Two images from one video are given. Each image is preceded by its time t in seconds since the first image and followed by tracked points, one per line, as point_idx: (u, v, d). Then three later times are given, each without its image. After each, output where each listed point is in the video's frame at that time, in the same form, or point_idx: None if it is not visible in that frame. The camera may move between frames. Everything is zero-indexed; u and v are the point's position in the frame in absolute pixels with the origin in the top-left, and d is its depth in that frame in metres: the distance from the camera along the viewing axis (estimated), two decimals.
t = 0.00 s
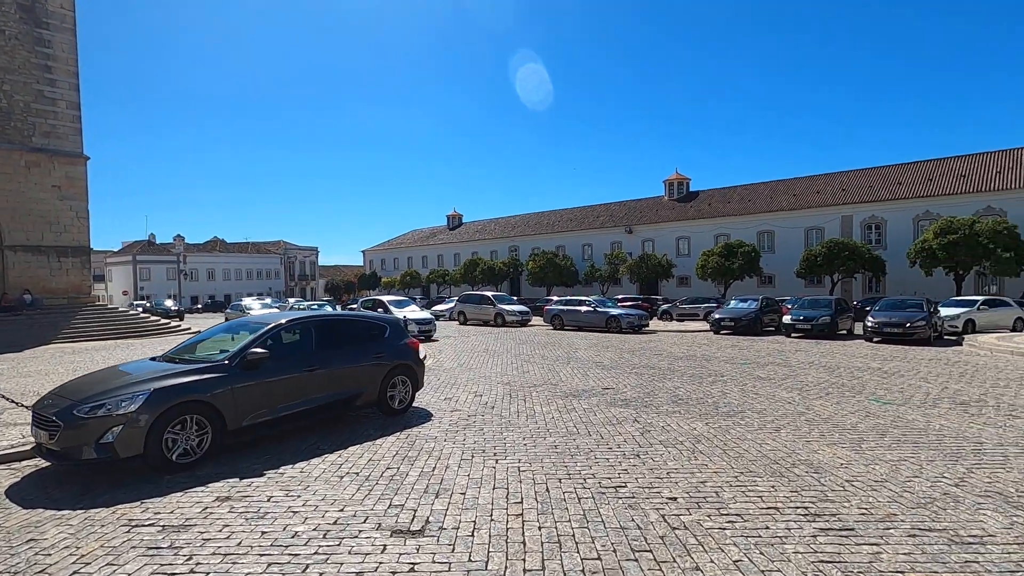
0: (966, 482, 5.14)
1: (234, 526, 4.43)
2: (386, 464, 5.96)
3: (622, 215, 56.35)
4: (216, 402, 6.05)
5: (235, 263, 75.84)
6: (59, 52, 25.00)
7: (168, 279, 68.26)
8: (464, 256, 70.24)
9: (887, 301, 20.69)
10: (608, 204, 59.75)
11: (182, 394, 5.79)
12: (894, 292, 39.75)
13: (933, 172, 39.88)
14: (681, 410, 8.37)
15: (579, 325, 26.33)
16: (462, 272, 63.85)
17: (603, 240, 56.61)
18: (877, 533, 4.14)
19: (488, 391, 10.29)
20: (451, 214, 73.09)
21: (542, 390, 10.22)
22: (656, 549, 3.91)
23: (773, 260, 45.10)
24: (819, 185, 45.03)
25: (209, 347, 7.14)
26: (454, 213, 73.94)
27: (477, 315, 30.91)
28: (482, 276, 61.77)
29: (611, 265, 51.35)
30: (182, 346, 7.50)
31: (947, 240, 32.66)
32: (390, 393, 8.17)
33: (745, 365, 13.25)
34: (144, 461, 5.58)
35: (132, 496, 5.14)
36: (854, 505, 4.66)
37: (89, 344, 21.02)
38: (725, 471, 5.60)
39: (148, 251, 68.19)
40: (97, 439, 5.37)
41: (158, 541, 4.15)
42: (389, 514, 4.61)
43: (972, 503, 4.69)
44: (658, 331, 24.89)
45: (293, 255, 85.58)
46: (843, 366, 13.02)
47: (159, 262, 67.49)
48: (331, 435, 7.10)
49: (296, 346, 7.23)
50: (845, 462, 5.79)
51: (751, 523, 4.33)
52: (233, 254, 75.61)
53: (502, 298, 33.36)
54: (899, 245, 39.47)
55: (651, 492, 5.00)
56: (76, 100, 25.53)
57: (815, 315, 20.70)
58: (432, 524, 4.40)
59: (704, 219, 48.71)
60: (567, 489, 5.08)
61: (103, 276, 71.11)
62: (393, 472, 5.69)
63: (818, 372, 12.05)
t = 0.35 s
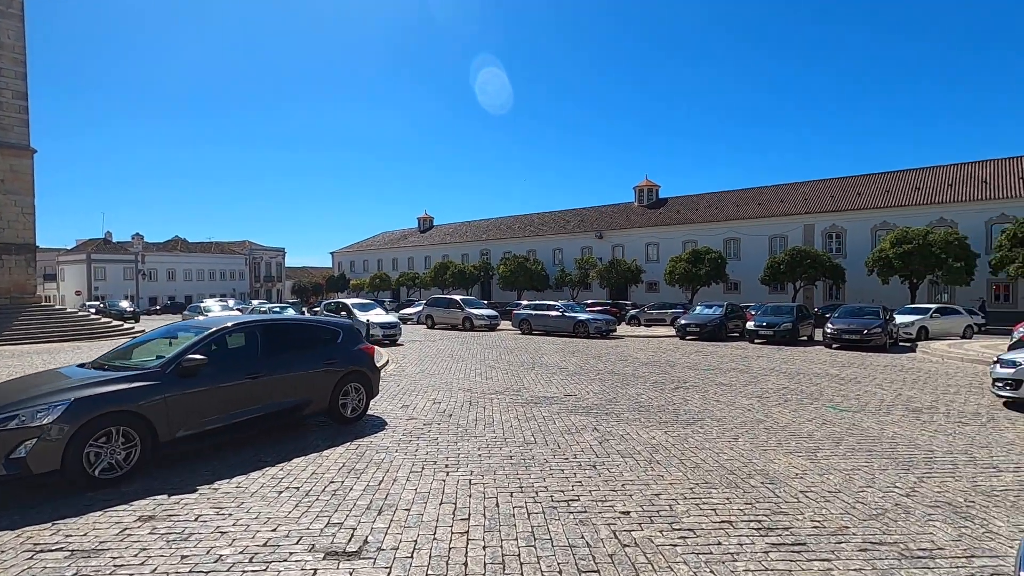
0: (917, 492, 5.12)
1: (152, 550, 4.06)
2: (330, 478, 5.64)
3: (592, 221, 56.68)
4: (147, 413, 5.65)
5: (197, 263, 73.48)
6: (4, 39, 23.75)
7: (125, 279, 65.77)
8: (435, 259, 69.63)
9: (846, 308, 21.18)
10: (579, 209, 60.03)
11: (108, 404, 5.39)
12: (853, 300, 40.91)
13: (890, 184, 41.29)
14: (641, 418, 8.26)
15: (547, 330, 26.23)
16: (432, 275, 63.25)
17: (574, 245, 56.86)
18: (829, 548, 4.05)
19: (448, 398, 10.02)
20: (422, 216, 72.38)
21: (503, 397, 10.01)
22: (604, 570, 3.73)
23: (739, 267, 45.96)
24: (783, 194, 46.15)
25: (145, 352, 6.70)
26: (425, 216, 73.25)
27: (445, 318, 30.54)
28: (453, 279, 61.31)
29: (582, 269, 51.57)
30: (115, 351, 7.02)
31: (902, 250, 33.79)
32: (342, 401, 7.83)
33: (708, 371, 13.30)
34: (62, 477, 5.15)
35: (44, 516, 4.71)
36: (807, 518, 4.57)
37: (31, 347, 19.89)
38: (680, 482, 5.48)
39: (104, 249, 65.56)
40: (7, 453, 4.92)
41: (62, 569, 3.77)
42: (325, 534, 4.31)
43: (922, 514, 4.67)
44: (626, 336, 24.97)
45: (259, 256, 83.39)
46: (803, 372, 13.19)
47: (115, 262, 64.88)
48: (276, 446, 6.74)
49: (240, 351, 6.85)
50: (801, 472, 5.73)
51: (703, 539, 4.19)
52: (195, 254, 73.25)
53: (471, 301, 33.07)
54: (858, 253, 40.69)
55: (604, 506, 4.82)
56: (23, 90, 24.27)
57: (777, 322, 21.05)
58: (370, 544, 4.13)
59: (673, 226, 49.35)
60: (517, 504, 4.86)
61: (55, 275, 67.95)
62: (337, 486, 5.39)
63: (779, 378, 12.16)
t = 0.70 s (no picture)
0: (905, 506, 4.94)
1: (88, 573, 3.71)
2: (294, 490, 5.31)
3: (578, 226, 56.70)
4: (96, 421, 5.30)
5: (176, 264, 72.10)
6: None
7: (101, 280, 64.29)
8: (419, 263, 69.13)
9: (828, 316, 21.25)
10: (565, 215, 60.03)
11: (51, 411, 5.02)
12: (834, 307, 41.32)
13: (871, 194, 41.87)
14: (623, 427, 8.04)
15: (531, 335, 25.99)
16: (416, 279, 62.80)
17: (559, 251, 56.80)
18: (817, 567, 3.83)
19: (426, 404, 9.70)
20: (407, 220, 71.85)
21: (482, 404, 9.73)
22: None
23: (722, 274, 46.22)
24: (766, 202, 46.57)
25: (99, 355, 6.32)
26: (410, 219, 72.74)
27: (428, 323, 30.15)
28: (437, 283, 60.89)
29: (567, 275, 51.50)
30: (68, 353, 6.62)
31: (882, 258, 34.19)
32: (313, 408, 7.48)
33: (691, 378, 13.15)
34: None
35: None
36: (793, 535, 4.36)
37: None
38: (662, 495, 5.24)
39: (79, 249, 64.02)
40: None
41: None
42: (280, 554, 3.99)
43: (911, 530, 4.48)
44: (609, 342, 24.82)
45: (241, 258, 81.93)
46: (786, 379, 13.10)
47: (90, 262, 63.36)
48: (239, 456, 6.39)
49: (202, 355, 6.49)
50: (786, 484, 5.53)
51: (685, 558, 3.95)
52: (174, 255, 71.88)
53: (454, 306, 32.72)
54: (839, 262, 41.14)
55: (581, 522, 4.56)
56: None
57: (760, 329, 21.06)
58: (328, 566, 3.81)
59: (658, 232, 49.52)
60: (490, 520, 4.59)
61: (27, 275, 66.11)
62: (299, 500, 5.06)
63: (762, 386, 12.03)
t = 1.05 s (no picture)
0: (917, 519, 4.72)
1: None
2: (277, 501, 5.10)
3: (578, 227, 56.50)
4: (70, 428, 5.12)
5: (176, 265, 71.95)
6: None
7: (100, 280, 64.17)
8: (419, 264, 68.95)
9: (830, 317, 21.02)
10: (565, 216, 59.83)
11: (23, 418, 4.83)
12: (836, 309, 41.08)
13: (872, 195, 41.66)
14: (622, 432, 7.81)
15: (531, 337, 25.76)
16: (416, 279, 62.66)
17: (559, 252, 56.59)
18: None
19: (420, 409, 9.48)
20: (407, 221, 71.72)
21: (478, 409, 9.51)
22: None
23: (723, 275, 45.99)
24: (768, 203, 46.33)
25: (79, 357, 6.12)
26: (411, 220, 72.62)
27: (427, 324, 29.96)
28: (437, 283, 60.74)
29: (567, 276, 51.30)
30: (49, 355, 6.42)
31: (884, 260, 33.95)
32: (302, 413, 7.27)
33: (692, 382, 12.93)
34: None
35: None
36: (800, 551, 4.14)
37: None
38: (662, 506, 5.03)
39: (78, 250, 63.84)
40: None
41: None
42: (257, 572, 3.78)
43: (924, 545, 4.25)
44: (610, 344, 24.60)
45: (241, 258, 81.65)
46: (789, 383, 12.88)
47: (90, 262, 63.25)
48: (222, 462, 6.21)
49: (186, 359, 6.30)
50: (790, 494, 5.32)
51: None
52: (174, 255, 71.76)
53: (453, 307, 32.52)
54: (841, 263, 40.90)
55: (576, 536, 4.35)
56: None
57: (762, 331, 20.84)
58: None
59: (658, 233, 49.32)
60: (481, 534, 4.37)
61: (26, 274, 66.07)
62: (282, 511, 4.85)
63: (764, 390, 11.80)
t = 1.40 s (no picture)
0: (921, 521, 4.51)
1: None
2: (255, 501, 4.90)
3: (577, 227, 56.33)
4: (39, 425, 4.95)
5: (174, 265, 71.72)
6: None
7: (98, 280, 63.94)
8: (418, 264, 68.79)
9: (831, 317, 20.81)
10: (564, 216, 59.66)
11: None
12: (836, 309, 40.89)
13: (872, 195, 41.48)
14: (617, 431, 7.61)
15: (528, 336, 25.55)
16: (415, 279, 62.49)
17: (558, 252, 56.42)
18: None
19: (412, 407, 9.28)
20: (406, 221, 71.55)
21: (471, 407, 9.32)
22: None
23: (723, 275, 45.81)
24: (767, 203, 46.15)
25: (54, 353, 5.94)
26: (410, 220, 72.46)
27: (424, 323, 29.77)
28: (435, 283, 60.58)
29: (566, 276, 51.13)
30: (25, 349, 6.25)
31: (885, 260, 33.74)
32: (287, 411, 7.08)
33: (690, 381, 12.73)
34: None
35: None
36: (799, 555, 3.93)
37: None
38: (656, 507, 4.82)
39: (77, 249, 63.65)
40: None
41: None
42: None
43: (930, 548, 4.05)
44: (608, 343, 24.40)
45: (239, 258, 81.33)
46: (789, 382, 12.69)
47: (88, 262, 63.04)
48: (201, 460, 6.03)
49: (165, 355, 6.12)
50: (790, 495, 5.11)
51: None
52: (172, 255, 71.54)
53: (451, 306, 32.32)
54: (841, 263, 40.71)
55: (565, 539, 4.14)
56: None
57: (761, 330, 20.63)
58: None
59: (657, 233, 49.15)
60: (465, 536, 4.16)
61: (24, 274, 65.85)
62: (259, 512, 4.66)
63: (763, 389, 11.60)
